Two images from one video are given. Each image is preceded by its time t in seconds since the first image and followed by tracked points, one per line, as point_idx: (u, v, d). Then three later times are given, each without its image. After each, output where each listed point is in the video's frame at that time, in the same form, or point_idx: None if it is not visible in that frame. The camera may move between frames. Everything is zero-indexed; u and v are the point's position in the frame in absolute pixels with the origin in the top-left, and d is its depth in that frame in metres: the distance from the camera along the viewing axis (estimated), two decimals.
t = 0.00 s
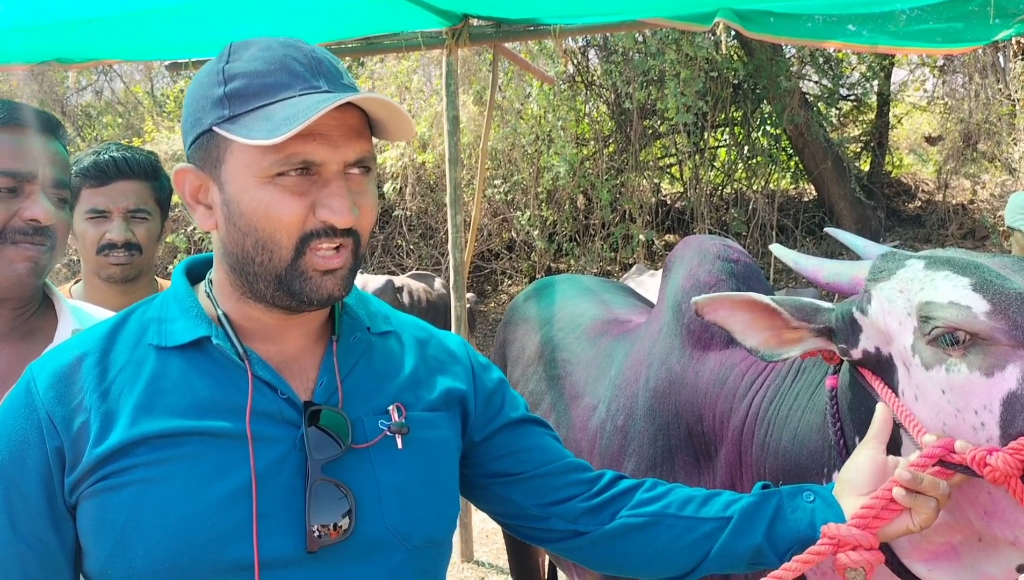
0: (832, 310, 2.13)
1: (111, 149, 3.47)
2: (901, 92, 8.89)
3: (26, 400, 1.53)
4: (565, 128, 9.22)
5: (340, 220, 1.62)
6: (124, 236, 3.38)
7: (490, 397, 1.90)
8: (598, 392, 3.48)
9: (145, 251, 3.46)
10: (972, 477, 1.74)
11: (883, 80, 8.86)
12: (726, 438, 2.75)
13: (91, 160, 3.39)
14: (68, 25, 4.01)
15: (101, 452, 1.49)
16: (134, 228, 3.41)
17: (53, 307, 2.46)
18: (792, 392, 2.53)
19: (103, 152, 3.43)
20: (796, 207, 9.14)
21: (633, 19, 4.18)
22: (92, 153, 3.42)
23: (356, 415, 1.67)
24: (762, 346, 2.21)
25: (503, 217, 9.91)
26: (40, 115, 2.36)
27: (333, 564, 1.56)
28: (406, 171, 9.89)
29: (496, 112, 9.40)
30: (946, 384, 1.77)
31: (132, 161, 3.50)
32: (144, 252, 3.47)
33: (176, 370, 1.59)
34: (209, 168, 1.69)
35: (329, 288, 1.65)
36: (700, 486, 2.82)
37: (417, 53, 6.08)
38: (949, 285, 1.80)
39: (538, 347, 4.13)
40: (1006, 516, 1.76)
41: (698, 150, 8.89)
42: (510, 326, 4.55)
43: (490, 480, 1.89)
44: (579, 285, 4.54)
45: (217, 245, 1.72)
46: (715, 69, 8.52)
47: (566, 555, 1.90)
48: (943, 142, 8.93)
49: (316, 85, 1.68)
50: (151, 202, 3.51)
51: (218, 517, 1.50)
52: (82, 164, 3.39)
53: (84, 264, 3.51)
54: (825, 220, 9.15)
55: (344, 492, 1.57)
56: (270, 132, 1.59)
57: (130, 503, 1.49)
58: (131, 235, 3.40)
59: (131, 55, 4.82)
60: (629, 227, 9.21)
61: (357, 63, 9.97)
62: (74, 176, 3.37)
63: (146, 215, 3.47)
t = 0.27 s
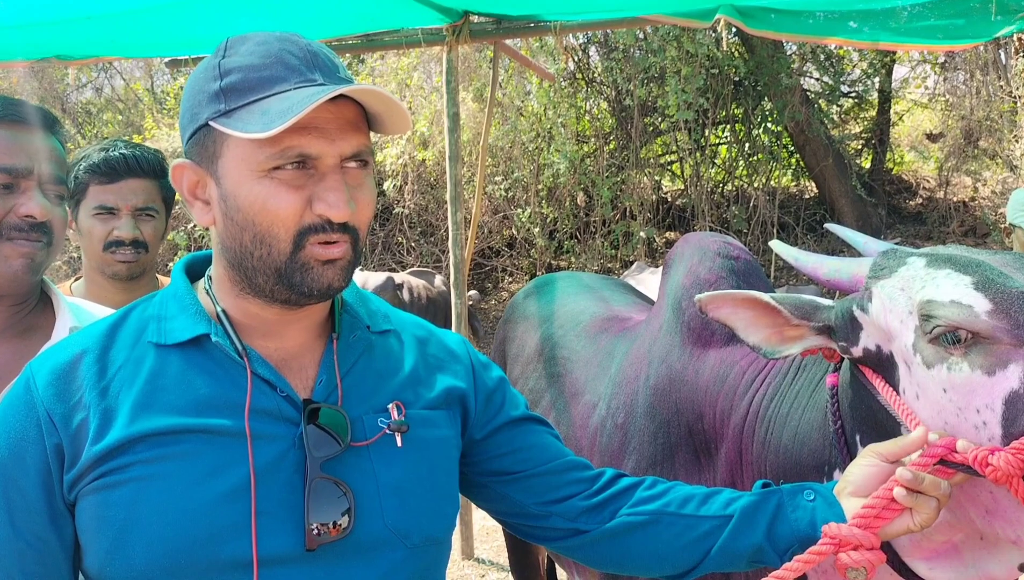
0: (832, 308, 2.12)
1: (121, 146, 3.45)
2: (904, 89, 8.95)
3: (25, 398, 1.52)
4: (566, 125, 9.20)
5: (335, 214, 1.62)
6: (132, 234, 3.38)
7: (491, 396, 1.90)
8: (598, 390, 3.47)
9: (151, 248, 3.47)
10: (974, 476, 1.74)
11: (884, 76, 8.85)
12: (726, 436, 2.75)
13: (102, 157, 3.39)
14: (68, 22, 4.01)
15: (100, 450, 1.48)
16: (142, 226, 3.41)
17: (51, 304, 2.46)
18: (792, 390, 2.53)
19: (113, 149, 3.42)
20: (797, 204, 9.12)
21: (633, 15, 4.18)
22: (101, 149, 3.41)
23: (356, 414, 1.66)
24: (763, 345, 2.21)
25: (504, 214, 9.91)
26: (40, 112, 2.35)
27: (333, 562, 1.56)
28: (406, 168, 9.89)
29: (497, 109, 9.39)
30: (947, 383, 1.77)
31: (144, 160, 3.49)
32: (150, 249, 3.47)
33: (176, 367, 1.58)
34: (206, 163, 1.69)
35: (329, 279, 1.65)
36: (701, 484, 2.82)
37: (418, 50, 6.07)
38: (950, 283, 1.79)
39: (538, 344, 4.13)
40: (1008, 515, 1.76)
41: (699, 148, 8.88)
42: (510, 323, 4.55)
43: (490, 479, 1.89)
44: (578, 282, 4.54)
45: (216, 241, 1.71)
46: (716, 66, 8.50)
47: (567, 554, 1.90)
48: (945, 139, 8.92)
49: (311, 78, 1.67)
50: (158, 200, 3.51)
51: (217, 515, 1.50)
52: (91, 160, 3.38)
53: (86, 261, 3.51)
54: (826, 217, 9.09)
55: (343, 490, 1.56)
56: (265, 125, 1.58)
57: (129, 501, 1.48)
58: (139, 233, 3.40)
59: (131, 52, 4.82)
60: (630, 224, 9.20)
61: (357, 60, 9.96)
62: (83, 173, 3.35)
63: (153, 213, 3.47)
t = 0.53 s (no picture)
0: (830, 309, 2.12)
1: (125, 146, 3.45)
2: (904, 88, 8.95)
3: (26, 397, 1.52)
4: (566, 124, 9.20)
5: (334, 216, 1.62)
6: (136, 234, 3.38)
7: (490, 396, 1.90)
8: (597, 390, 3.47)
9: (155, 248, 3.47)
10: (971, 479, 1.74)
11: (884, 75, 8.85)
12: (725, 436, 2.75)
13: (106, 157, 3.38)
14: (68, 21, 4.00)
15: (100, 450, 1.48)
16: (146, 226, 3.41)
17: (50, 303, 2.46)
18: (791, 389, 2.53)
19: (117, 149, 3.42)
20: (798, 203, 9.12)
21: (633, 15, 4.18)
22: (105, 149, 3.40)
23: (356, 414, 1.66)
24: (760, 347, 2.21)
25: (504, 213, 9.91)
26: (38, 113, 2.32)
27: (333, 562, 1.56)
28: (406, 167, 9.89)
29: (497, 109, 9.39)
30: (946, 384, 1.76)
31: (147, 159, 3.49)
32: (154, 249, 3.47)
33: (176, 367, 1.58)
34: (205, 164, 1.69)
35: (327, 279, 1.64)
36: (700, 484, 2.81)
37: (418, 49, 6.06)
38: (950, 285, 1.79)
39: (538, 344, 4.13)
40: (1005, 517, 1.76)
41: (699, 147, 8.87)
42: (510, 323, 4.55)
43: (489, 479, 1.89)
44: (578, 281, 4.53)
45: (215, 241, 1.71)
46: (716, 65, 8.49)
47: (567, 554, 1.90)
48: (945, 138, 8.91)
49: (309, 80, 1.67)
50: (162, 201, 3.51)
51: (217, 515, 1.50)
52: (97, 160, 3.38)
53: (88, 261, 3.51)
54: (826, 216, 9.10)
55: (343, 491, 1.56)
56: (262, 128, 1.58)
57: (130, 501, 1.49)
58: (143, 233, 3.40)
59: (131, 51, 4.81)
60: (630, 223, 9.20)
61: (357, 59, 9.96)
62: (88, 173, 3.35)
63: (158, 213, 3.47)
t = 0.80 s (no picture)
0: (830, 305, 2.12)
1: (120, 148, 3.46)
2: (904, 89, 8.96)
3: (26, 398, 1.52)
4: (566, 125, 9.19)
5: (332, 220, 1.62)
6: (133, 235, 3.38)
7: (490, 399, 1.90)
8: (597, 390, 3.48)
9: (154, 249, 3.47)
10: (967, 481, 1.75)
11: (884, 76, 8.84)
12: (725, 437, 2.74)
13: (99, 159, 3.39)
14: (67, 22, 4.00)
15: (101, 451, 1.48)
16: (143, 227, 3.41)
17: (51, 305, 2.44)
18: (791, 389, 2.53)
19: (113, 151, 3.42)
20: (798, 204, 9.14)
21: (634, 16, 4.18)
22: (100, 152, 3.42)
23: (356, 416, 1.66)
24: (761, 343, 2.21)
25: (505, 214, 9.92)
26: (31, 118, 2.31)
27: (333, 564, 1.56)
28: (407, 169, 9.89)
29: (497, 110, 9.39)
30: (945, 385, 1.76)
31: (142, 160, 3.49)
32: (152, 251, 3.47)
33: (177, 369, 1.58)
34: (205, 166, 1.69)
35: (326, 280, 1.64)
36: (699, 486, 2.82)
37: (419, 50, 6.06)
38: (950, 286, 1.79)
39: (538, 345, 4.13)
40: (1001, 520, 1.76)
41: (700, 148, 8.87)
42: (510, 325, 4.55)
43: (488, 481, 1.89)
44: (579, 283, 4.54)
45: (214, 243, 1.72)
46: (717, 66, 8.49)
47: (566, 557, 1.90)
48: (946, 139, 8.91)
49: (309, 83, 1.66)
50: (160, 201, 3.51)
51: (217, 517, 1.50)
52: (92, 162, 3.39)
53: (89, 262, 3.51)
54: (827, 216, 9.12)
55: (344, 492, 1.56)
56: (260, 133, 1.58)
57: (130, 502, 1.48)
58: (140, 234, 3.40)
59: (132, 53, 4.82)
60: (631, 224, 9.20)
61: (358, 61, 9.96)
62: (83, 176, 3.37)
63: (155, 214, 3.47)
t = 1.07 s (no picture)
0: (840, 300, 2.13)
1: (121, 145, 3.47)
2: (909, 85, 8.97)
3: (33, 396, 1.52)
4: (570, 122, 9.18)
5: (337, 217, 1.61)
6: (134, 232, 3.39)
7: (495, 396, 1.89)
8: (601, 387, 3.48)
9: (156, 247, 3.47)
10: (975, 476, 1.74)
11: (889, 73, 8.80)
12: (730, 434, 2.74)
13: (101, 157, 3.41)
14: (71, 21, 4.00)
15: (107, 449, 1.49)
16: (145, 224, 3.41)
17: (58, 302, 2.40)
18: (797, 386, 2.52)
19: (113, 148, 3.44)
20: (803, 201, 9.19)
21: (638, 12, 4.16)
22: (102, 149, 3.44)
23: (362, 414, 1.66)
24: (769, 338, 2.20)
25: (508, 211, 9.92)
26: (21, 115, 2.24)
27: (339, 562, 1.56)
28: (411, 166, 9.90)
29: (501, 107, 9.39)
30: (954, 378, 1.76)
31: (143, 157, 3.49)
32: (155, 248, 3.47)
33: (183, 367, 1.59)
34: (211, 164, 1.69)
35: (330, 278, 1.64)
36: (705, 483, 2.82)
37: (422, 47, 6.04)
38: (962, 279, 1.78)
39: (543, 343, 4.13)
40: (1008, 514, 1.76)
41: (704, 145, 8.86)
42: (515, 322, 4.54)
43: (495, 478, 1.89)
44: (583, 279, 4.53)
45: (220, 240, 1.71)
46: (721, 63, 8.49)
47: (572, 553, 1.90)
48: (950, 136, 8.86)
49: (313, 80, 1.66)
50: (162, 198, 3.51)
51: (223, 515, 1.50)
52: (92, 161, 3.40)
53: (94, 259, 3.52)
54: (832, 213, 9.14)
55: (349, 490, 1.56)
56: (264, 129, 1.58)
57: (137, 500, 1.49)
58: (141, 231, 3.40)
59: (136, 51, 4.82)
60: (634, 221, 9.19)
61: (361, 58, 9.96)
62: (84, 173, 3.39)
63: (157, 211, 3.47)
